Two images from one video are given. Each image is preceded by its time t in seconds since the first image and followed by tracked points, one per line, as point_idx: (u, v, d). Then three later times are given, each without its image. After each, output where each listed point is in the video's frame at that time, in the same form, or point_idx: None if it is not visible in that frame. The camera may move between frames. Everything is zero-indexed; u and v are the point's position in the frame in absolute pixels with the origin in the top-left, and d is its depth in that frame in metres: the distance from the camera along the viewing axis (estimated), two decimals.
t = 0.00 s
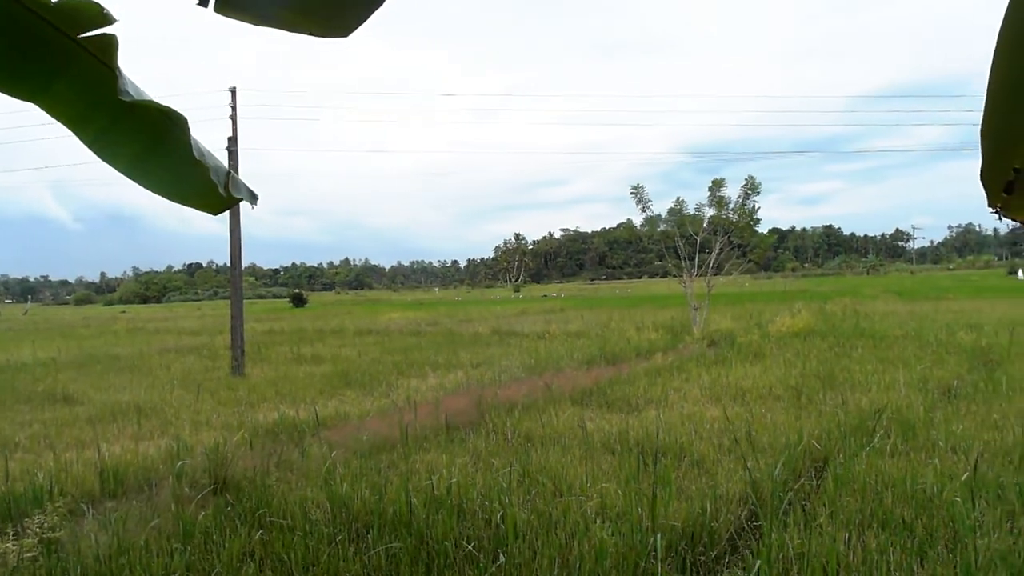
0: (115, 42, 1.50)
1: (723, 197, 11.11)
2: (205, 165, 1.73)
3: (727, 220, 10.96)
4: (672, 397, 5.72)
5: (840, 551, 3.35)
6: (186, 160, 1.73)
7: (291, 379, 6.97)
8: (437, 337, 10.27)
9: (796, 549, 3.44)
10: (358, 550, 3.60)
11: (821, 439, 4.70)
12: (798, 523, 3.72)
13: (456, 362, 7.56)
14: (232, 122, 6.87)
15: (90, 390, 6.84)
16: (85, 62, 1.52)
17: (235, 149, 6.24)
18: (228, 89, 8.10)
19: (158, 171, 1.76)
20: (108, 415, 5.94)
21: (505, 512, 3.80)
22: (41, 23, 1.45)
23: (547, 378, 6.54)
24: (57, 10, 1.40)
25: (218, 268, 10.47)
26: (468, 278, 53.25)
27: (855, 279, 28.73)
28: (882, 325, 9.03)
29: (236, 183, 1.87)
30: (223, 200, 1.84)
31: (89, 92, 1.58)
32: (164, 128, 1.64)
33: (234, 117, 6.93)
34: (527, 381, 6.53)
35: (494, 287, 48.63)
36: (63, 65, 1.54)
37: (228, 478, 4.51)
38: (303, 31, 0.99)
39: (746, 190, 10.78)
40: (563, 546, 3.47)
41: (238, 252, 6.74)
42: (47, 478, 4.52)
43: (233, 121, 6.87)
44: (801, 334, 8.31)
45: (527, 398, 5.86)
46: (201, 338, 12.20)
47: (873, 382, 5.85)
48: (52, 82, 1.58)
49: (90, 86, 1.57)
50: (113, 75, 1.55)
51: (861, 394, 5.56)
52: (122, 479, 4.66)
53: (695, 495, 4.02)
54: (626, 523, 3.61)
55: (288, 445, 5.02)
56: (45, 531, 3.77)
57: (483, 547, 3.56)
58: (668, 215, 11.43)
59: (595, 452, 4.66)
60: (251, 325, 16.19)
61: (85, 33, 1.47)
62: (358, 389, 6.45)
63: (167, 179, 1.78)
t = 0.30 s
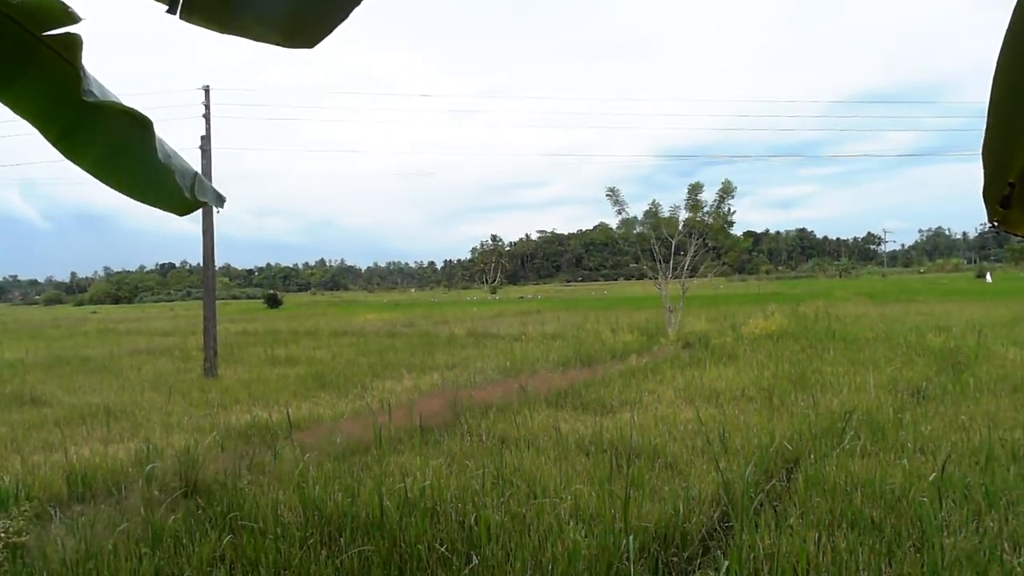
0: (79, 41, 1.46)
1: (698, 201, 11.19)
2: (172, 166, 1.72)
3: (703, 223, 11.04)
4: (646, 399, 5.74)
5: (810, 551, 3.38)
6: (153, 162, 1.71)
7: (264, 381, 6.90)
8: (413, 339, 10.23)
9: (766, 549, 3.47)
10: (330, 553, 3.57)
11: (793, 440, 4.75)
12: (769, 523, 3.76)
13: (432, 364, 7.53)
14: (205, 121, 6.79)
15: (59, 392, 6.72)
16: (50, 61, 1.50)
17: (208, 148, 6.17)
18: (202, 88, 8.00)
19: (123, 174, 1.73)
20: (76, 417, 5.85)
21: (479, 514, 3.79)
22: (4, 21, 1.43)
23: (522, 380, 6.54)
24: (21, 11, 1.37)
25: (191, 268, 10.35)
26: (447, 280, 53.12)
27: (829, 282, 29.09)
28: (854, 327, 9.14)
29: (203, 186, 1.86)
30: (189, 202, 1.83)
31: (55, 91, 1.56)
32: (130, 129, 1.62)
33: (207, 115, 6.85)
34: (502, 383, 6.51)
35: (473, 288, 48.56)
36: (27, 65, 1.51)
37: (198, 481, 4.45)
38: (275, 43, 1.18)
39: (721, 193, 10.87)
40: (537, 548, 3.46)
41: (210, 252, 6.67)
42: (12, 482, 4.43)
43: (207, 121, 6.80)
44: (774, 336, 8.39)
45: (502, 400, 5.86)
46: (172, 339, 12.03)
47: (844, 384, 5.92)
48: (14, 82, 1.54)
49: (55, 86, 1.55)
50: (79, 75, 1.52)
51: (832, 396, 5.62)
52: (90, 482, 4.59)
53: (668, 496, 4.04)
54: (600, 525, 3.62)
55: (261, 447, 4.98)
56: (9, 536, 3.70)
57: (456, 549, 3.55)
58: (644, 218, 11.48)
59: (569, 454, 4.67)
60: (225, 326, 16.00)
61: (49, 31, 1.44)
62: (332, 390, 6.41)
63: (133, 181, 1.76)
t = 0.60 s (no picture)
0: (57, 44, 1.46)
1: (684, 203, 11.24)
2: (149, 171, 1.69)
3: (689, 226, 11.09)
4: (633, 401, 5.76)
5: (795, 551, 3.40)
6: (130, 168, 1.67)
7: (249, 385, 6.87)
8: (399, 343, 10.21)
9: (751, 551, 3.48)
10: (316, 558, 3.55)
11: (778, 442, 4.77)
12: (755, 524, 3.77)
13: (418, 368, 7.52)
14: (188, 124, 6.75)
15: (41, 398, 6.65)
16: (23, 65, 1.48)
17: (192, 152, 6.13)
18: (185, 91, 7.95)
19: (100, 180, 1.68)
20: (59, 424, 5.79)
21: (466, 518, 3.78)
22: None
23: (509, 383, 6.54)
24: None
25: (176, 272, 10.26)
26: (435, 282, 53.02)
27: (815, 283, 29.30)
28: (838, 328, 9.22)
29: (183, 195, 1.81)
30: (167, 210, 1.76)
31: (28, 96, 1.53)
32: (107, 133, 1.59)
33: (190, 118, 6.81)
34: (488, 386, 6.51)
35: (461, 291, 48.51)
36: None
37: (183, 487, 4.42)
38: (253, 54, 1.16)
39: (707, 196, 10.92)
40: (524, 551, 3.46)
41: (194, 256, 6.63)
42: None
43: (191, 123, 6.75)
44: (759, 337, 8.43)
45: (488, 403, 5.86)
46: (156, 344, 11.93)
47: (828, 384, 5.97)
48: None
49: (28, 90, 1.53)
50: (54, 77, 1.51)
51: (816, 397, 5.65)
52: (73, 489, 4.54)
53: (655, 498, 4.05)
54: (587, 528, 3.62)
55: (246, 452, 4.95)
56: None
57: (443, 553, 3.54)
58: (630, 220, 11.52)
59: (556, 457, 4.67)
60: (210, 331, 15.89)
61: (24, 35, 1.44)
62: (318, 395, 6.38)
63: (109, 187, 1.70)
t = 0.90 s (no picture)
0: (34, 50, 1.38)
1: (669, 208, 11.28)
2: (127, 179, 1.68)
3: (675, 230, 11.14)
4: (617, 405, 5.77)
5: (778, 555, 3.41)
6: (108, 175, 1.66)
7: (233, 390, 6.82)
8: (385, 346, 10.18)
9: (734, 554, 3.48)
10: (298, 564, 3.53)
11: (762, 445, 4.79)
12: (738, 527, 3.78)
13: (403, 372, 7.50)
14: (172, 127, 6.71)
15: (21, 403, 6.57)
16: None
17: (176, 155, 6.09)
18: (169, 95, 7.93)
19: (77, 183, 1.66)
20: (39, 429, 5.72)
21: (449, 523, 3.77)
22: None
23: (494, 387, 6.54)
24: None
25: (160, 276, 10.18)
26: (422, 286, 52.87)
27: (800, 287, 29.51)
28: (822, 332, 9.28)
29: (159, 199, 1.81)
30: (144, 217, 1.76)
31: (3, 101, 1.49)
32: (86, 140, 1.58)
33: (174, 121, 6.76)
34: (473, 390, 6.50)
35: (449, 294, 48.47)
36: None
37: (165, 492, 4.38)
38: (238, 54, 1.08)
39: (692, 201, 10.97)
40: (508, 555, 3.45)
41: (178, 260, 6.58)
42: None
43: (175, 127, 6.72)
44: (744, 341, 8.47)
45: (473, 407, 5.85)
46: (140, 348, 11.84)
47: (812, 388, 6.01)
48: None
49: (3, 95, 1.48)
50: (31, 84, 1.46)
51: (800, 401, 5.69)
52: (53, 494, 4.49)
53: (639, 502, 4.05)
54: (571, 531, 3.61)
55: (229, 457, 4.92)
56: None
57: (426, 558, 3.53)
58: (616, 224, 11.55)
59: (541, 461, 4.66)
60: (194, 334, 15.79)
61: None
62: (303, 399, 6.35)
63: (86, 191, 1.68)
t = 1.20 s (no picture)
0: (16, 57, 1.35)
1: (655, 210, 11.32)
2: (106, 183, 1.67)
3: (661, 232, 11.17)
4: (603, 407, 5.78)
5: (762, 556, 3.43)
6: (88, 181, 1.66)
7: (217, 393, 6.78)
8: (371, 349, 10.14)
9: (717, 555, 3.50)
10: (282, 568, 3.51)
11: (746, 447, 4.81)
12: (722, 528, 3.80)
13: (389, 374, 7.48)
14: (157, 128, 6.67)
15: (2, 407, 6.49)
16: None
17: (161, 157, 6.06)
18: (154, 96, 7.89)
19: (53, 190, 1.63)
20: (20, 433, 5.66)
21: (434, 526, 3.76)
22: None
23: (480, 390, 6.53)
24: None
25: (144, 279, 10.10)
26: (409, 288, 52.85)
27: (786, 290, 29.68)
28: (806, 334, 9.34)
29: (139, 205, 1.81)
30: (123, 219, 1.73)
31: None
32: (65, 146, 1.57)
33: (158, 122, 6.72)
34: (459, 393, 6.49)
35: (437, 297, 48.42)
36: None
37: (148, 496, 4.34)
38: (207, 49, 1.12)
39: (678, 203, 11.01)
40: (492, 559, 3.45)
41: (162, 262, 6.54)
42: None
43: (160, 128, 6.69)
44: (729, 343, 8.51)
45: (459, 410, 5.85)
46: (123, 352, 11.73)
47: (796, 390, 6.04)
48: None
49: None
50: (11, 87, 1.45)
51: (784, 403, 5.72)
52: (34, 499, 4.44)
53: (624, 504, 4.06)
54: (556, 534, 3.62)
55: (213, 461, 4.89)
56: None
57: (411, 562, 3.52)
58: (602, 226, 11.56)
59: (526, 463, 4.67)
60: (178, 338, 15.66)
61: None
62: (288, 402, 6.32)
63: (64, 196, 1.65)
